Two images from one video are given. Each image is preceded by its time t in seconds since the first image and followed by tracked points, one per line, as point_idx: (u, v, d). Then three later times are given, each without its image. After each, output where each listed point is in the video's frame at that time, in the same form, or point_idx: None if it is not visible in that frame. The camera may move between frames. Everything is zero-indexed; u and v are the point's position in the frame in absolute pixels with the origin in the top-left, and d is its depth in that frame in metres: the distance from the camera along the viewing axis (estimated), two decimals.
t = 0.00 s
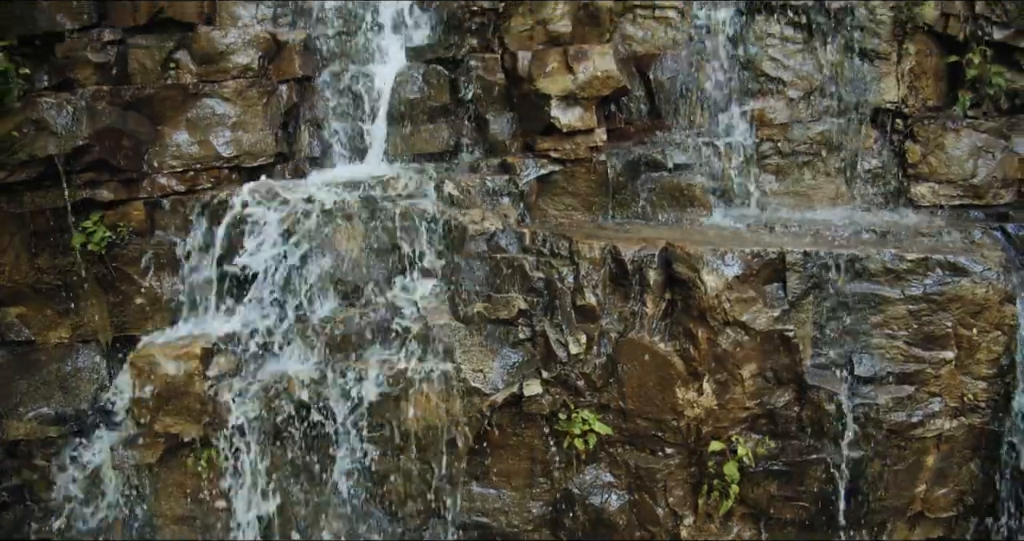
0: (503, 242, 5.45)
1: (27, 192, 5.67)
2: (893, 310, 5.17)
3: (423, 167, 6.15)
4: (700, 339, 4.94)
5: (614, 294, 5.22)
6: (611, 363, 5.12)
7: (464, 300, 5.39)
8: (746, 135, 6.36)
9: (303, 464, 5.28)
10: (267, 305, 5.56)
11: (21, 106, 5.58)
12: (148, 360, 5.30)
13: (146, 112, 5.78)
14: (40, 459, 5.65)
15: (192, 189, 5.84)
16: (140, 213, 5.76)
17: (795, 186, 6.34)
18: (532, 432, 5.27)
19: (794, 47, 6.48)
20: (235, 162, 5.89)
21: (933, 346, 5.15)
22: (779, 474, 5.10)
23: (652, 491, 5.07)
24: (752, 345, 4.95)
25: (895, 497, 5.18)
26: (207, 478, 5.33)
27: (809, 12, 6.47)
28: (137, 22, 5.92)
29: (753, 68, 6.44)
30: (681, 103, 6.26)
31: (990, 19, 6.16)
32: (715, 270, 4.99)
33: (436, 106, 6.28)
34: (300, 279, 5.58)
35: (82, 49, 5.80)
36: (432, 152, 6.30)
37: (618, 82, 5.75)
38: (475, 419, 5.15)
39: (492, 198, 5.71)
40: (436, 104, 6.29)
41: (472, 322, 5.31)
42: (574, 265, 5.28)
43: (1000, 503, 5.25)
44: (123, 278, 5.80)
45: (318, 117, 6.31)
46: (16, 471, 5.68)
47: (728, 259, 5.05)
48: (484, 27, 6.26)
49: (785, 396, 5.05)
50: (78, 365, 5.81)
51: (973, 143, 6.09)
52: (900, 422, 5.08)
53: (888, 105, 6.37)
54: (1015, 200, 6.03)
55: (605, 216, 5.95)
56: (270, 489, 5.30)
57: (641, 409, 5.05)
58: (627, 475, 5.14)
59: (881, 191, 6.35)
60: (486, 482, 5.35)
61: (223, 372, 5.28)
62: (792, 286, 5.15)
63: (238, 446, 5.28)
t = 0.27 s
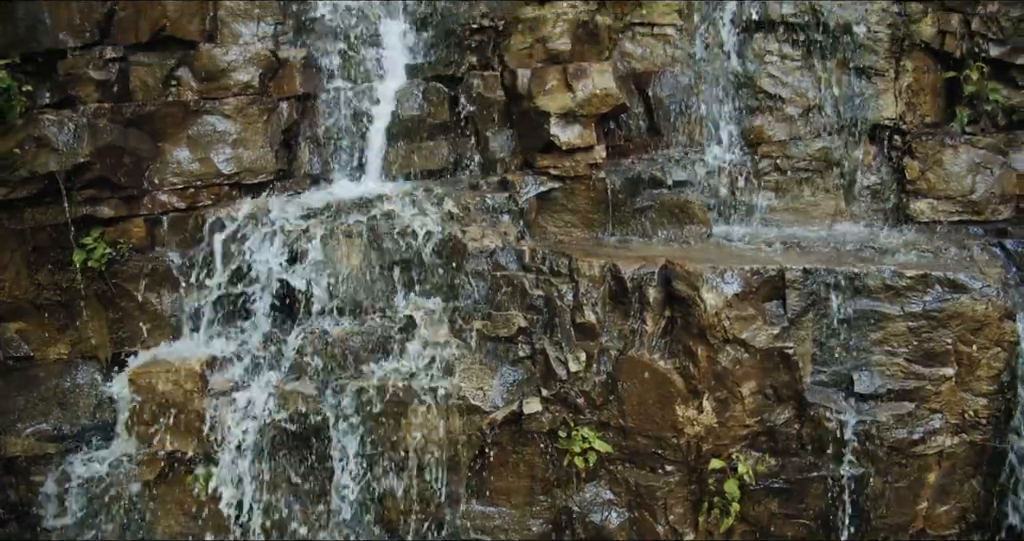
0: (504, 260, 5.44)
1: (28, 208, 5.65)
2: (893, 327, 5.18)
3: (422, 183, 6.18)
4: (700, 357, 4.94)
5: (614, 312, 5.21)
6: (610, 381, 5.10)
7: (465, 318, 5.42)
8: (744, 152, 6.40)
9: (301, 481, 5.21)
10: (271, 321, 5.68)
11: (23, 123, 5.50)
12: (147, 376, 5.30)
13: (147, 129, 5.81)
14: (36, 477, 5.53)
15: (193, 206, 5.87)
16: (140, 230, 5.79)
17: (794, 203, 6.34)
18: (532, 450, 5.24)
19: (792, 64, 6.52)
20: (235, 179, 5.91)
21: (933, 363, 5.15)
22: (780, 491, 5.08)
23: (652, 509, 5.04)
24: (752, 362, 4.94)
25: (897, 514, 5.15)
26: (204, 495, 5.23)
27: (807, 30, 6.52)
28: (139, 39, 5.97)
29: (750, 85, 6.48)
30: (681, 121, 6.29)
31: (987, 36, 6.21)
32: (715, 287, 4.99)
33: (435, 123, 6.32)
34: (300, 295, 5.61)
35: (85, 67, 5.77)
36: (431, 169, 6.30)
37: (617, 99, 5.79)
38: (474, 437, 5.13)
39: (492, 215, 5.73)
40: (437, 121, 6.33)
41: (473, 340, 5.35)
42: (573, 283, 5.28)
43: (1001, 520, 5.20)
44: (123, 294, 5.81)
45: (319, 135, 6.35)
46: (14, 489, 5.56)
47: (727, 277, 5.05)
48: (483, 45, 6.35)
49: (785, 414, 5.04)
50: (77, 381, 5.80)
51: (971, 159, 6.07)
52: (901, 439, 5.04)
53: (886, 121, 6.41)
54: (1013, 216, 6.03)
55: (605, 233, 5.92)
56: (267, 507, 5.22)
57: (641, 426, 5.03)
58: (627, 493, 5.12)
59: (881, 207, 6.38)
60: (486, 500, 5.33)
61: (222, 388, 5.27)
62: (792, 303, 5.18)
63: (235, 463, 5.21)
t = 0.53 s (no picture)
0: (504, 274, 5.44)
1: (29, 222, 5.68)
2: (893, 341, 5.17)
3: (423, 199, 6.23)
4: (699, 374, 4.95)
5: (614, 327, 5.21)
6: (610, 396, 5.10)
7: (465, 333, 5.42)
8: (745, 167, 6.43)
9: (302, 498, 5.16)
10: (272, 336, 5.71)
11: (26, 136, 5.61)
12: (145, 392, 5.24)
13: (148, 143, 5.83)
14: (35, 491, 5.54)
15: (193, 220, 5.88)
16: (140, 244, 5.79)
17: (793, 217, 6.36)
18: (532, 465, 5.22)
19: (791, 78, 6.54)
20: (235, 194, 5.93)
21: (933, 377, 5.14)
22: (780, 507, 5.11)
23: (652, 524, 5.07)
24: (752, 378, 4.94)
25: (898, 530, 5.16)
26: (206, 510, 5.22)
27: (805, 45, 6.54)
28: (140, 55, 5.91)
29: (750, 99, 6.50)
30: (680, 136, 6.28)
31: (984, 50, 6.29)
32: (715, 303, 4.99)
33: (436, 138, 6.36)
34: (301, 310, 5.65)
35: (87, 81, 5.82)
36: (431, 185, 6.32)
37: (616, 115, 5.81)
38: (474, 452, 5.13)
39: (492, 230, 5.75)
40: (437, 136, 6.36)
41: (473, 356, 5.36)
42: (573, 298, 5.28)
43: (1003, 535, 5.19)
44: (123, 308, 5.77)
45: (319, 150, 6.34)
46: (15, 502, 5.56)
47: (727, 292, 5.04)
48: (484, 58, 6.34)
49: (786, 429, 5.03)
50: (76, 395, 5.79)
51: (971, 172, 6.10)
52: (902, 454, 5.05)
53: (886, 135, 6.42)
54: (1013, 229, 6.07)
55: (605, 248, 5.94)
56: (268, 523, 5.18)
57: (641, 442, 5.03)
58: (627, 509, 5.14)
59: (880, 221, 6.39)
60: (487, 514, 5.28)
61: (221, 404, 5.25)
62: (791, 318, 5.15)
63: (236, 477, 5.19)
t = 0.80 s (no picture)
0: (503, 289, 5.47)
1: (30, 236, 5.67)
2: (893, 356, 5.16)
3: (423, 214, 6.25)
4: (700, 388, 4.94)
5: (614, 341, 5.21)
6: (610, 411, 5.10)
7: (465, 348, 5.39)
8: (745, 180, 6.42)
9: (299, 513, 5.12)
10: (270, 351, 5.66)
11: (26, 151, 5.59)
12: (144, 405, 5.18)
13: (149, 157, 5.83)
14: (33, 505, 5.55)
15: (193, 234, 5.87)
16: (140, 258, 5.77)
17: (793, 231, 6.35)
18: (532, 480, 5.19)
19: (790, 93, 6.56)
20: (235, 208, 5.94)
21: (933, 392, 5.13)
22: (781, 523, 5.04)
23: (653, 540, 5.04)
24: (752, 393, 4.93)
25: None
26: (201, 527, 5.10)
27: (804, 59, 6.58)
28: (142, 69, 5.94)
29: (749, 114, 6.52)
30: (678, 151, 6.29)
31: (982, 66, 6.30)
32: (714, 317, 4.99)
33: (436, 152, 6.39)
34: (300, 325, 5.61)
35: (88, 95, 5.83)
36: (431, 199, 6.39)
37: (616, 129, 5.86)
38: (474, 468, 5.09)
39: (492, 244, 5.75)
40: (437, 150, 6.39)
41: (473, 371, 5.34)
42: (572, 313, 5.28)
43: None
44: (123, 321, 5.79)
45: (319, 164, 6.35)
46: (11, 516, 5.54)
47: (727, 307, 5.06)
48: (483, 74, 6.38)
49: (786, 443, 5.02)
50: (76, 408, 5.76)
51: (970, 187, 6.09)
52: (903, 469, 5.03)
53: (885, 150, 6.44)
54: (1012, 243, 6.08)
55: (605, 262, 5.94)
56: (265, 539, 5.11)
57: (641, 457, 5.02)
58: (627, 524, 5.09)
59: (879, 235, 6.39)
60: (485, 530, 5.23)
61: (221, 418, 5.22)
62: (791, 333, 5.18)
63: (234, 493, 5.14)
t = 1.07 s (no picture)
0: (503, 306, 5.49)
1: (31, 251, 5.71)
2: (893, 373, 5.15)
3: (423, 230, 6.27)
4: (700, 405, 4.93)
5: (614, 359, 5.21)
6: (610, 429, 5.08)
7: (465, 365, 5.39)
8: (745, 198, 6.43)
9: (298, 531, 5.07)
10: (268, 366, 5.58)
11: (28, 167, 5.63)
12: (144, 421, 5.17)
13: (150, 173, 5.84)
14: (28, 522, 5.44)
15: (194, 250, 5.86)
16: (140, 273, 5.77)
17: (793, 247, 6.35)
18: (532, 498, 5.18)
19: (789, 109, 6.59)
20: (235, 223, 5.93)
21: (934, 409, 5.12)
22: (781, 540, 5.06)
23: None
24: (751, 410, 4.90)
25: None
26: None
27: (804, 75, 6.59)
28: (143, 85, 5.94)
29: (748, 130, 6.54)
30: (678, 167, 6.29)
31: (980, 81, 6.43)
32: (714, 335, 4.98)
33: (436, 169, 6.42)
34: (298, 341, 5.59)
35: (90, 111, 5.88)
36: (431, 215, 6.41)
37: (616, 146, 5.88)
38: (473, 485, 5.08)
39: (492, 261, 5.78)
40: (437, 167, 6.42)
41: (472, 388, 5.32)
42: (572, 330, 5.28)
43: None
44: (122, 337, 5.78)
45: (319, 180, 6.36)
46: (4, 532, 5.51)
47: (727, 324, 5.03)
48: (483, 91, 6.43)
49: (786, 460, 4.97)
50: (75, 423, 5.77)
51: (968, 203, 6.11)
52: (904, 486, 5.03)
53: (883, 166, 6.46)
54: (1012, 259, 6.08)
55: (605, 279, 5.94)
56: None
57: (641, 474, 5.00)
58: None
59: (879, 251, 6.38)
60: None
61: (219, 434, 5.16)
62: (791, 349, 5.16)
63: (231, 510, 5.08)
